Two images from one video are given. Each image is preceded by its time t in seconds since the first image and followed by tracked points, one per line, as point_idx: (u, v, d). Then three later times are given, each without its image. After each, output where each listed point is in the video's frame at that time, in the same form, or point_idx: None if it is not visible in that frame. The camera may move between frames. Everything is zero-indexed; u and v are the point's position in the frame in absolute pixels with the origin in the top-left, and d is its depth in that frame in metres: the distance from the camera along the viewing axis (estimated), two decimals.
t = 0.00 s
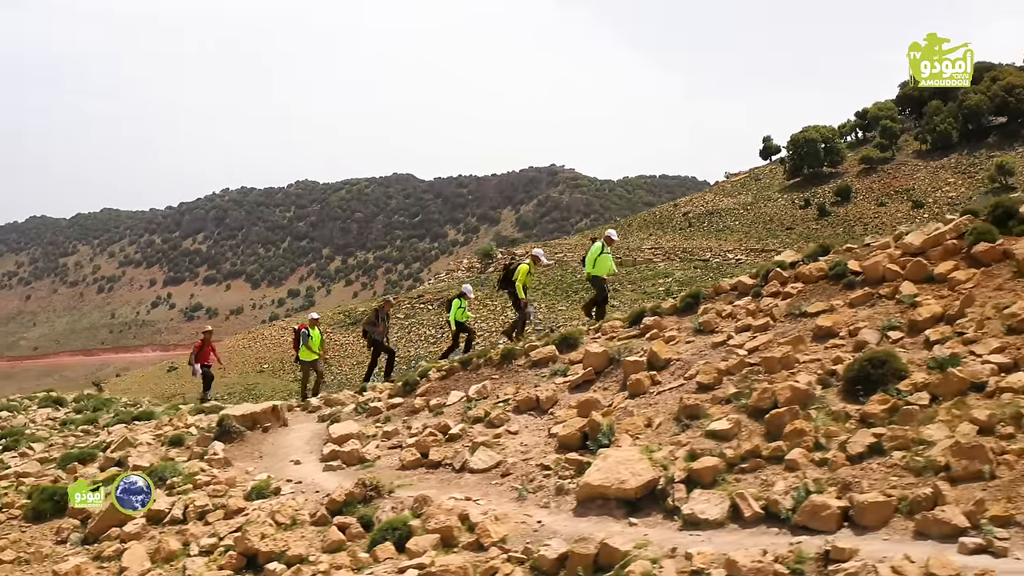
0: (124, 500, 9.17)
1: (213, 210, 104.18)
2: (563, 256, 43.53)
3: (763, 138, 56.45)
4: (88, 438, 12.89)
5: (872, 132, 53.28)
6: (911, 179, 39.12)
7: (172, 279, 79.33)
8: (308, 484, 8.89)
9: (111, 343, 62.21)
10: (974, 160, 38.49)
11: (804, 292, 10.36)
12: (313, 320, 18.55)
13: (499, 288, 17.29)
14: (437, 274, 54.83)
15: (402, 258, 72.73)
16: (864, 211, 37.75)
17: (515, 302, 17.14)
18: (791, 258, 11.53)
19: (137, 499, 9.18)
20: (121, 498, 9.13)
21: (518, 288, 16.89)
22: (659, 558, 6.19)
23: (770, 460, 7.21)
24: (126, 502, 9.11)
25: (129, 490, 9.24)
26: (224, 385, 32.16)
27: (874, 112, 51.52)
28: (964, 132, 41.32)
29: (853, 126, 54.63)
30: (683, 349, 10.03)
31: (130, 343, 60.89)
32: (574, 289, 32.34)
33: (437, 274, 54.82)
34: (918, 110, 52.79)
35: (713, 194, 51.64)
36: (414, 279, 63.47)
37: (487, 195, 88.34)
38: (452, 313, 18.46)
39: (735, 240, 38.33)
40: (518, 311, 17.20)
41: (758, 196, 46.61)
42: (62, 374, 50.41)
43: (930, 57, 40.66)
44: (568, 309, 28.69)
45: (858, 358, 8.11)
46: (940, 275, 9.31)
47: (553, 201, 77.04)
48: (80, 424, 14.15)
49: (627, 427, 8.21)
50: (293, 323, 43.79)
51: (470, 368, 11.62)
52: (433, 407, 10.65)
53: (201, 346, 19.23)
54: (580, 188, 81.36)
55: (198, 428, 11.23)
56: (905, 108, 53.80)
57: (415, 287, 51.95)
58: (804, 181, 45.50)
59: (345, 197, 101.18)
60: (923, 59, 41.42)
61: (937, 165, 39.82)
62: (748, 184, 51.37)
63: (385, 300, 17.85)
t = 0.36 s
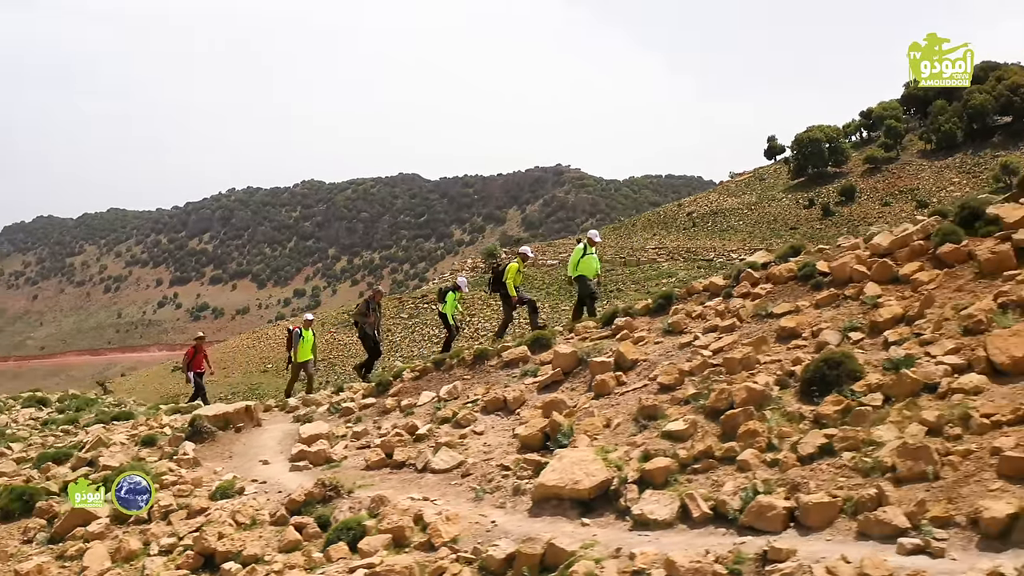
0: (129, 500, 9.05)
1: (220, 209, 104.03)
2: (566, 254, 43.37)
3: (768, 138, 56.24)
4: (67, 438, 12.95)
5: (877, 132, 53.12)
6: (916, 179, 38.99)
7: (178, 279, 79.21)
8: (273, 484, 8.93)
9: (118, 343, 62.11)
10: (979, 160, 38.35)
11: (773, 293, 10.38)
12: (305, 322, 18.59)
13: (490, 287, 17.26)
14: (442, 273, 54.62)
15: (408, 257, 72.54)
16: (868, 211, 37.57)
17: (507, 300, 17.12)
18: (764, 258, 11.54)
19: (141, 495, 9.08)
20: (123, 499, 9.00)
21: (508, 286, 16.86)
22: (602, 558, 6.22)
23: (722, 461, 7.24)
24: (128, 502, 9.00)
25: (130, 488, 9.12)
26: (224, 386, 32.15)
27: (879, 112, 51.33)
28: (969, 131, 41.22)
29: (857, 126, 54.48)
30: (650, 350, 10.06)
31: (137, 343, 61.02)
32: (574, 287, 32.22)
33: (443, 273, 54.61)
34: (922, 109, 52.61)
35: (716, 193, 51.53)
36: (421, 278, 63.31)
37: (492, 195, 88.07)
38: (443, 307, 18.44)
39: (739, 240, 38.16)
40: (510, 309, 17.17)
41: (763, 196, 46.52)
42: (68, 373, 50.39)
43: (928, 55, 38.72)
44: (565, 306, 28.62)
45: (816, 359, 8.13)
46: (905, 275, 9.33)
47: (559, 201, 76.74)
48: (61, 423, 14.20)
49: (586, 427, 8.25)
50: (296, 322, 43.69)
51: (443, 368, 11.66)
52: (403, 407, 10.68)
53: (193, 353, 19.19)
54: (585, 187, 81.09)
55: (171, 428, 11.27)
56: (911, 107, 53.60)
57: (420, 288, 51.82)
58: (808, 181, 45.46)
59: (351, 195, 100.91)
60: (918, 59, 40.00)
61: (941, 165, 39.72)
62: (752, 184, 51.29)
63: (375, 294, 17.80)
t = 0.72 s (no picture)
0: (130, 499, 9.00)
1: (227, 208, 104.03)
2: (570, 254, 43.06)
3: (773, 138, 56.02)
4: (44, 438, 13.00)
5: (882, 132, 52.88)
6: (920, 180, 38.84)
7: (185, 279, 78.92)
8: (236, 485, 8.97)
9: (125, 341, 61.79)
10: (984, 160, 38.17)
11: (741, 294, 10.41)
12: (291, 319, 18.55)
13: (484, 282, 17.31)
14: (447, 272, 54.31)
15: (415, 257, 72.29)
16: (872, 211, 37.30)
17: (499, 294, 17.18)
18: (735, 260, 11.55)
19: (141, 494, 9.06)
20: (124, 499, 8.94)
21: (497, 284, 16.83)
22: (545, 559, 6.25)
23: (674, 462, 7.26)
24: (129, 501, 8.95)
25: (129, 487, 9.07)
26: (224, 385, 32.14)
27: (883, 112, 51.09)
28: (974, 131, 41.09)
29: (862, 126, 54.24)
30: (617, 351, 10.08)
31: (144, 342, 60.75)
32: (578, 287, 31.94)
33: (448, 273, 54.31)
34: (927, 109, 52.45)
35: (721, 194, 51.38)
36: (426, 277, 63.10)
37: (499, 195, 87.74)
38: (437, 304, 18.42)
39: (743, 239, 37.87)
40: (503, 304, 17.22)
41: (767, 196, 46.36)
42: (73, 372, 50.40)
43: (929, 55, 36.00)
44: (557, 294, 28.45)
45: (773, 361, 8.16)
46: (868, 277, 9.35)
47: (564, 201, 76.36)
48: (41, 424, 14.25)
49: (545, 429, 8.27)
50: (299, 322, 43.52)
51: (415, 369, 11.68)
52: (373, 409, 10.72)
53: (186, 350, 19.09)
54: (591, 187, 80.74)
55: (144, 428, 11.31)
56: (916, 107, 53.34)
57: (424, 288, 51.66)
58: (812, 181, 45.33)
59: (357, 194, 100.77)
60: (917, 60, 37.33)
61: (946, 165, 39.60)
62: (756, 184, 51.19)
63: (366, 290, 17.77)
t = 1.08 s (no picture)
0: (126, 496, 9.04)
1: (233, 207, 103.84)
2: (575, 253, 42.79)
3: (778, 137, 55.72)
4: (24, 440, 13.05)
5: (888, 131, 52.57)
6: (926, 180, 38.62)
7: (191, 279, 78.71)
8: (200, 488, 9.00)
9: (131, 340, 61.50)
10: (989, 159, 37.89)
11: (709, 299, 10.42)
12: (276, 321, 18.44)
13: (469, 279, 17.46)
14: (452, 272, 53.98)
15: (421, 256, 71.87)
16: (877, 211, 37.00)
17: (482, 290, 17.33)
18: (707, 264, 11.56)
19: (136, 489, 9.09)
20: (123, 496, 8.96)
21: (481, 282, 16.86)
22: (488, 565, 6.28)
23: (626, 467, 7.29)
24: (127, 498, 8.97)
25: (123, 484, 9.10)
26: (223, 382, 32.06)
27: (888, 111, 50.73)
28: (979, 131, 40.91)
29: (868, 125, 53.93)
30: (584, 356, 10.10)
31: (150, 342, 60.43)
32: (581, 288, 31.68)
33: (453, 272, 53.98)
34: (933, 109, 52.28)
35: (725, 194, 51.09)
36: (431, 276, 62.69)
37: (505, 194, 87.36)
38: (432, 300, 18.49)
39: (747, 239, 37.58)
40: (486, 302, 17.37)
41: (771, 195, 46.16)
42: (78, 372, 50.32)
43: (928, 57, 30.72)
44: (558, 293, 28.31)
45: (729, 365, 8.18)
46: (832, 281, 9.35)
47: (570, 201, 75.89)
48: (23, 425, 14.29)
49: (503, 433, 8.29)
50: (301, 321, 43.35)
51: (388, 373, 11.72)
52: (344, 412, 10.75)
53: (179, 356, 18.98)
54: (597, 187, 80.29)
55: (118, 431, 11.35)
56: (922, 107, 53.02)
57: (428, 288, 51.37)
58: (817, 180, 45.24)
59: (363, 194, 100.35)
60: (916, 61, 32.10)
61: (951, 165, 39.39)
62: (761, 184, 51.00)
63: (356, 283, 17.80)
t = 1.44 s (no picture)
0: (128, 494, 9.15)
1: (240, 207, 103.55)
2: (579, 251, 42.48)
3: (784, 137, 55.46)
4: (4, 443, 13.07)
5: (894, 131, 52.25)
6: (932, 179, 38.38)
7: (198, 278, 78.47)
8: (166, 494, 9.01)
9: (138, 340, 61.32)
10: (996, 159, 37.56)
11: (680, 304, 10.44)
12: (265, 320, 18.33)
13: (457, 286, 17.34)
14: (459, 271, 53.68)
15: (428, 255, 71.61)
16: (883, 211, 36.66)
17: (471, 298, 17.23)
18: (681, 268, 11.56)
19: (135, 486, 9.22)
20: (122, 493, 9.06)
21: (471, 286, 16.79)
22: (435, 572, 6.29)
23: (581, 474, 7.30)
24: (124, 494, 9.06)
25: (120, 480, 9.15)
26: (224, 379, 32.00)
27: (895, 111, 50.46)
28: (985, 131, 40.68)
29: (874, 125, 53.60)
30: (553, 361, 10.12)
31: (158, 342, 60.20)
32: (583, 286, 31.38)
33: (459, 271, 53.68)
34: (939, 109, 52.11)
35: (730, 194, 50.87)
36: (438, 275, 62.45)
37: (512, 194, 87.19)
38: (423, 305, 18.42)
39: (752, 239, 37.26)
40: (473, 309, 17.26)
41: (777, 196, 45.98)
42: (86, 372, 50.15)
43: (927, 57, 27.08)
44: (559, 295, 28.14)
45: (690, 371, 8.19)
46: (799, 286, 9.37)
47: (577, 202, 75.59)
48: (6, 428, 14.29)
49: (465, 439, 8.32)
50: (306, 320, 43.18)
51: (363, 377, 11.75)
52: (316, 416, 10.78)
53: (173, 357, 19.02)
54: (605, 187, 80.01)
55: (92, 435, 11.38)
56: (928, 107, 52.73)
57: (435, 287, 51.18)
58: (822, 181, 44.85)
59: (370, 194, 100.17)
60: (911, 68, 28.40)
61: (958, 165, 39.17)
62: (767, 184, 50.93)
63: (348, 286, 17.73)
